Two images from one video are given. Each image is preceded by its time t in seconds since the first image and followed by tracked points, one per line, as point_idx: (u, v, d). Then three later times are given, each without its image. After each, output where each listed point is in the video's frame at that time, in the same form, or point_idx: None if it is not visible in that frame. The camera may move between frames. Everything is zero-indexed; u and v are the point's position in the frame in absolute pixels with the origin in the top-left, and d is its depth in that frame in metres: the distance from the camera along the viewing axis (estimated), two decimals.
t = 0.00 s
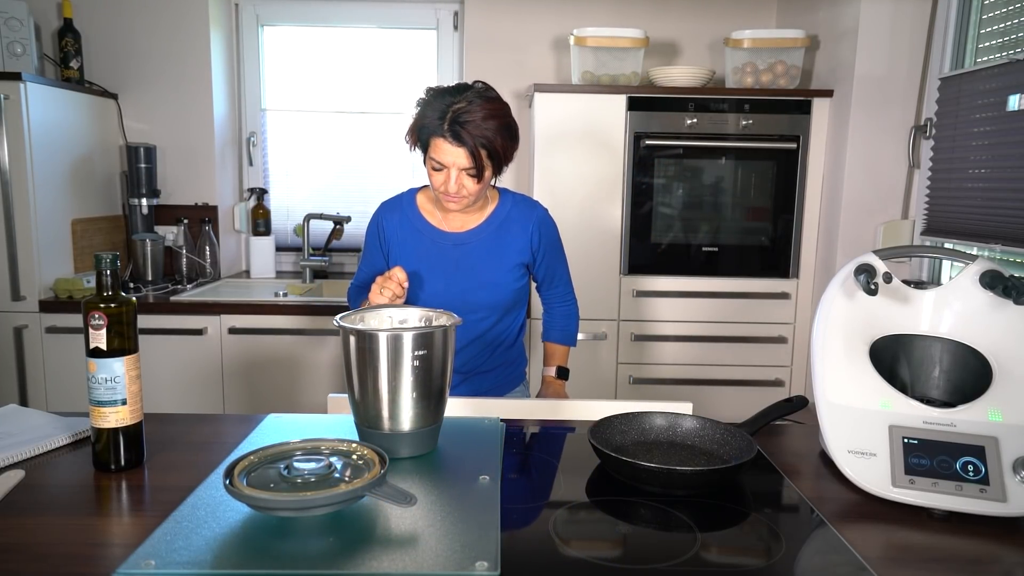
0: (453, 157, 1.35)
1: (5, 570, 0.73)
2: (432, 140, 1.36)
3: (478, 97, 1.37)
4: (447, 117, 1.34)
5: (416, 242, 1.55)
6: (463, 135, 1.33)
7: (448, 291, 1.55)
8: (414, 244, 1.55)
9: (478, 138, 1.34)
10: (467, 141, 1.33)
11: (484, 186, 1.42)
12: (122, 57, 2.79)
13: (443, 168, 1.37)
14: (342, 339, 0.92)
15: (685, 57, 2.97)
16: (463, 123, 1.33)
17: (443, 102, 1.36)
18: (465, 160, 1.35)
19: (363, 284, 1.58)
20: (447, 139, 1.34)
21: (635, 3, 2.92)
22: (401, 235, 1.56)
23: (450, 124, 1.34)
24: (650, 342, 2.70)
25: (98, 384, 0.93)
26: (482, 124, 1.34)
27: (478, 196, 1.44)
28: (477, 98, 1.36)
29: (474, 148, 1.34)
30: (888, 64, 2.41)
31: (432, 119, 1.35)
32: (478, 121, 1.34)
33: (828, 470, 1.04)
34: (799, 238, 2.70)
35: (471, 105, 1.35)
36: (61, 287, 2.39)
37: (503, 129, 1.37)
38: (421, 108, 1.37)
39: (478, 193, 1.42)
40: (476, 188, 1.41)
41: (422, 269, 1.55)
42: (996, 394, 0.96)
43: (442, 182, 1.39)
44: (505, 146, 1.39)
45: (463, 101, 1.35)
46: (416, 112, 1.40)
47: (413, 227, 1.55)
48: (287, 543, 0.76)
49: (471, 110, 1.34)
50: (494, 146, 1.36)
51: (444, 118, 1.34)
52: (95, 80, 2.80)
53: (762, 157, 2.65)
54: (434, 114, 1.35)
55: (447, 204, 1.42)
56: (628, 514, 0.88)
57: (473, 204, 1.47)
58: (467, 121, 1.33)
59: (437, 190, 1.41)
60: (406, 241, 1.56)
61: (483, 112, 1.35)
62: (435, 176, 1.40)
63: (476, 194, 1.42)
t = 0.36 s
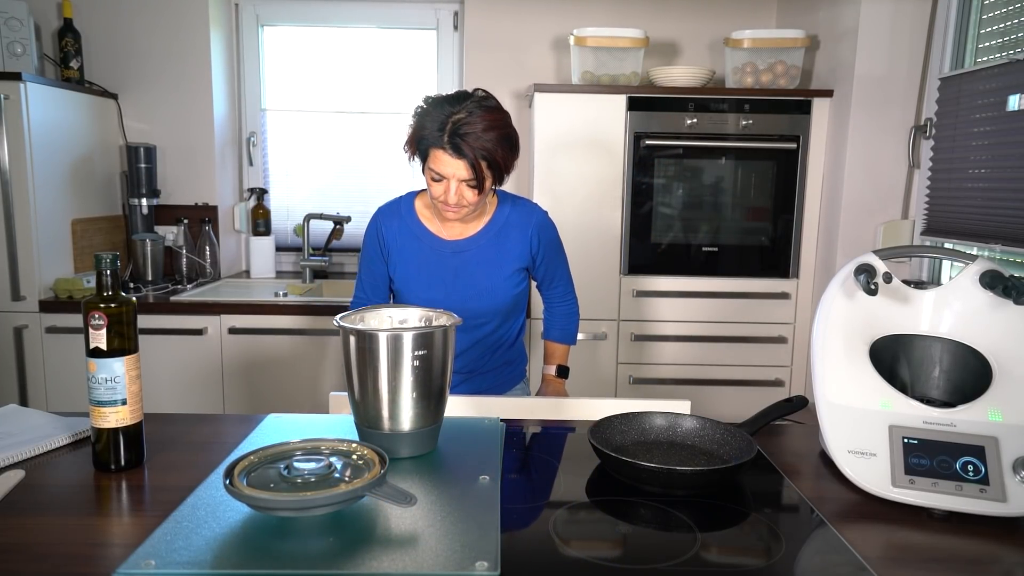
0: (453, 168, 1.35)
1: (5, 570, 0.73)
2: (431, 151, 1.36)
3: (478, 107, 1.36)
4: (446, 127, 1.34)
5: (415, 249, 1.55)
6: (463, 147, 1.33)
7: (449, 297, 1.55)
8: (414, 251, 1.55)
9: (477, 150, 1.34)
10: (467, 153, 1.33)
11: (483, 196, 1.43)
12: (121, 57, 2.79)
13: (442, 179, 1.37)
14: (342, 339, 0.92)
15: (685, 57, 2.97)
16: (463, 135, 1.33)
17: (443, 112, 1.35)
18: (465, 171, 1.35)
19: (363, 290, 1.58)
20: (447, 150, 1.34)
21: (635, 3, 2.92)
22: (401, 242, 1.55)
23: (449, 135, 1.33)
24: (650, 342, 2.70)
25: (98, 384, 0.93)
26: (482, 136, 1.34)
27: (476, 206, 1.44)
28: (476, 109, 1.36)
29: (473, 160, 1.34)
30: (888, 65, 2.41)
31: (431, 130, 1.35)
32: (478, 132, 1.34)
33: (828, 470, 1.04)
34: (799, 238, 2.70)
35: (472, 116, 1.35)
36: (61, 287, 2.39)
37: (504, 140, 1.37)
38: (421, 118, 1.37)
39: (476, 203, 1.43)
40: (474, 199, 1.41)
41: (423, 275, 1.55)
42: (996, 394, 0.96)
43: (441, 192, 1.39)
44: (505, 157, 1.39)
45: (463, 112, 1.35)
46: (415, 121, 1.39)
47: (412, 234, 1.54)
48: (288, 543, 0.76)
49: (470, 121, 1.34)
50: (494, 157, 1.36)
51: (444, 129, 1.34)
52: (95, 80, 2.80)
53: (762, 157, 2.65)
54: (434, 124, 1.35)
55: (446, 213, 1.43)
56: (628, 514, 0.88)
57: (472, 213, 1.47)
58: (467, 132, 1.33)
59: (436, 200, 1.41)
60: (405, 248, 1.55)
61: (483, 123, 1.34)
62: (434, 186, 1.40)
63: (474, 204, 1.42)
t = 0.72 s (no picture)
0: (464, 152, 1.35)
1: (5, 570, 0.73)
2: (440, 138, 1.35)
3: (481, 91, 1.38)
4: (454, 113, 1.34)
5: (409, 246, 1.55)
6: (474, 129, 1.34)
7: (445, 294, 1.55)
8: (408, 248, 1.55)
9: (488, 132, 1.35)
10: (479, 136, 1.34)
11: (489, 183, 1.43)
12: (122, 57, 2.79)
13: (452, 165, 1.37)
14: (342, 339, 0.92)
15: (685, 57, 2.97)
16: (472, 118, 1.34)
17: (448, 98, 1.36)
18: (477, 154, 1.36)
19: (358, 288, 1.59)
20: (458, 134, 1.34)
21: (635, 3, 2.92)
22: (395, 239, 1.56)
23: (459, 120, 1.34)
24: (650, 342, 2.70)
25: (98, 384, 0.93)
26: (492, 118, 1.35)
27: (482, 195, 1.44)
28: (480, 93, 1.37)
29: (485, 142, 1.35)
30: (888, 65, 2.41)
31: (438, 114, 1.35)
32: (487, 114, 1.35)
33: (828, 470, 1.04)
34: (799, 238, 2.70)
35: (477, 100, 1.36)
36: (61, 287, 2.39)
37: (510, 123, 1.39)
38: (425, 105, 1.36)
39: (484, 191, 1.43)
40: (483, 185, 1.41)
41: (418, 272, 1.55)
42: (996, 394, 0.96)
43: (451, 180, 1.38)
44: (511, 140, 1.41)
45: (469, 97, 1.36)
46: (417, 111, 1.39)
47: (406, 231, 1.55)
48: (288, 543, 0.76)
49: (477, 104, 1.35)
50: (503, 140, 1.38)
51: (452, 115, 1.34)
52: (95, 80, 2.80)
53: (762, 156, 2.65)
54: (441, 110, 1.35)
55: (453, 204, 1.42)
56: (628, 513, 0.88)
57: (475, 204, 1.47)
58: (476, 115, 1.34)
59: (444, 189, 1.40)
60: (400, 245, 1.56)
61: (490, 105, 1.36)
62: (442, 174, 1.39)
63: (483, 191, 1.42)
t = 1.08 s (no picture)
0: (482, 133, 1.33)
1: (6, 570, 0.73)
2: (456, 119, 1.33)
3: (498, 72, 1.36)
4: (471, 92, 1.32)
5: (417, 236, 1.55)
6: (493, 108, 1.31)
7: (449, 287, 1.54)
8: (417, 238, 1.55)
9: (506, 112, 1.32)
10: (497, 114, 1.32)
11: (506, 168, 1.41)
12: (121, 57, 2.79)
13: (469, 147, 1.35)
14: (342, 339, 0.92)
15: (685, 57, 2.97)
16: (490, 96, 1.32)
17: (464, 79, 1.34)
18: (495, 135, 1.33)
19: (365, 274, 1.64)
20: (476, 114, 1.32)
21: (635, 3, 2.92)
22: (404, 228, 1.57)
23: (476, 99, 1.32)
24: (650, 342, 2.70)
25: (98, 384, 0.93)
26: (510, 96, 1.32)
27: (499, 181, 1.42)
28: (497, 73, 1.35)
29: (504, 121, 1.33)
30: (888, 65, 2.41)
31: (456, 94, 1.32)
32: (505, 92, 1.32)
33: (828, 470, 1.04)
34: (799, 238, 2.71)
35: (494, 80, 1.34)
36: (61, 287, 2.39)
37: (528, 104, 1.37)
38: (440, 87, 1.34)
39: (501, 175, 1.40)
40: (501, 168, 1.39)
41: (424, 262, 1.55)
42: (996, 394, 0.96)
43: (467, 164, 1.36)
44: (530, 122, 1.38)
45: (486, 77, 1.34)
46: (432, 94, 1.37)
47: (416, 221, 1.56)
48: (288, 543, 0.76)
49: (494, 84, 1.32)
50: (522, 121, 1.35)
51: (469, 94, 1.32)
52: (95, 80, 2.80)
53: (762, 156, 2.65)
54: (457, 89, 1.33)
55: (468, 189, 1.39)
56: (628, 514, 0.88)
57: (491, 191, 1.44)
58: (494, 94, 1.32)
59: (460, 172, 1.38)
60: (410, 236, 1.57)
61: (508, 85, 1.33)
62: (458, 156, 1.36)
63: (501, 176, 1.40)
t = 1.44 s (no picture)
0: (477, 125, 1.29)
1: (6, 570, 0.73)
2: (453, 110, 1.31)
3: (500, 64, 1.34)
4: (469, 82, 1.30)
5: (422, 232, 1.52)
6: (489, 98, 1.29)
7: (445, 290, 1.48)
8: (423, 235, 1.51)
9: (504, 103, 1.29)
10: (494, 105, 1.29)
11: (508, 165, 1.36)
12: (121, 57, 2.79)
13: (464, 140, 1.32)
14: (342, 339, 0.92)
15: (685, 57, 2.97)
16: (487, 86, 1.29)
17: (464, 69, 1.32)
18: (491, 127, 1.30)
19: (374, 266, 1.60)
20: (471, 105, 1.29)
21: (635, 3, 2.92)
22: (413, 222, 1.53)
23: (472, 88, 1.29)
24: (650, 342, 2.69)
25: (98, 384, 0.93)
26: (508, 87, 1.29)
27: (502, 179, 1.37)
28: (498, 65, 1.33)
29: (500, 113, 1.29)
30: (889, 65, 2.41)
31: (454, 84, 1.31)
32: (503, 82, 1.30)
33: (829, 470, 1.04)
34: (799, 238, 2.70)
35: (495, 70, 1.31)
36: (61, 287, 2.39)
37: (530, 98, 1.33)
38: (440, 78, 1.33)
39: (502, 173, 1.36)
40: (501, 164, 1.35)
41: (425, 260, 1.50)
42: (996, 394, 0.96)
43: (463, 158, 1.34)
44: (532, 116, 1.34)
45: (486, 68, 1.32)
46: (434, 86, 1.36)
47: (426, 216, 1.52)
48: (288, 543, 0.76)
49: (493, 74, 1.30)
50: (521, 114, 1.31)
51: (466, 84, 1.30)
52: (95, 80, 2.80)
53: (763, 156, 2.65)
54: (456, 80, 1.31)
55: (467, 185, 1.36)
56: (628, 514, 0.88)
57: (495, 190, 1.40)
58: (491, 85, 1.29)
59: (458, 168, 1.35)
60: (416, 231, 1.52)
61: (508, 76, 1.30)
62: (456, 152, 1.34)
63: (501, 172, 1.35)
